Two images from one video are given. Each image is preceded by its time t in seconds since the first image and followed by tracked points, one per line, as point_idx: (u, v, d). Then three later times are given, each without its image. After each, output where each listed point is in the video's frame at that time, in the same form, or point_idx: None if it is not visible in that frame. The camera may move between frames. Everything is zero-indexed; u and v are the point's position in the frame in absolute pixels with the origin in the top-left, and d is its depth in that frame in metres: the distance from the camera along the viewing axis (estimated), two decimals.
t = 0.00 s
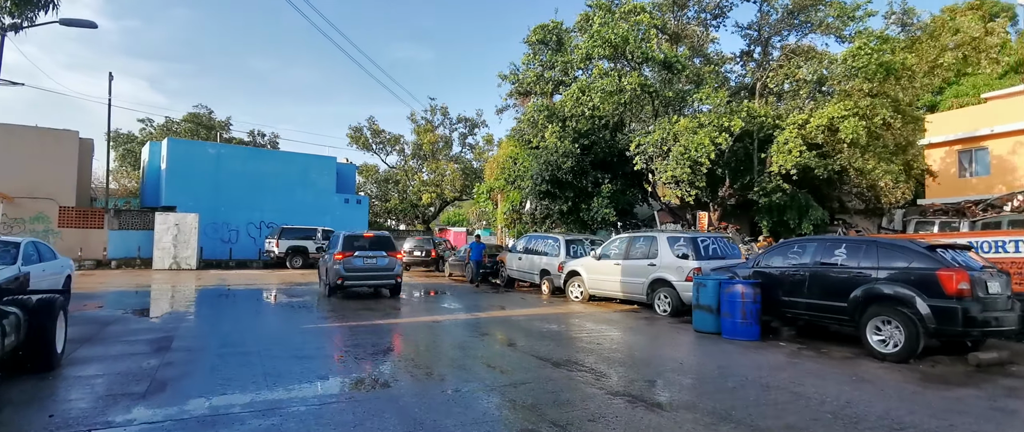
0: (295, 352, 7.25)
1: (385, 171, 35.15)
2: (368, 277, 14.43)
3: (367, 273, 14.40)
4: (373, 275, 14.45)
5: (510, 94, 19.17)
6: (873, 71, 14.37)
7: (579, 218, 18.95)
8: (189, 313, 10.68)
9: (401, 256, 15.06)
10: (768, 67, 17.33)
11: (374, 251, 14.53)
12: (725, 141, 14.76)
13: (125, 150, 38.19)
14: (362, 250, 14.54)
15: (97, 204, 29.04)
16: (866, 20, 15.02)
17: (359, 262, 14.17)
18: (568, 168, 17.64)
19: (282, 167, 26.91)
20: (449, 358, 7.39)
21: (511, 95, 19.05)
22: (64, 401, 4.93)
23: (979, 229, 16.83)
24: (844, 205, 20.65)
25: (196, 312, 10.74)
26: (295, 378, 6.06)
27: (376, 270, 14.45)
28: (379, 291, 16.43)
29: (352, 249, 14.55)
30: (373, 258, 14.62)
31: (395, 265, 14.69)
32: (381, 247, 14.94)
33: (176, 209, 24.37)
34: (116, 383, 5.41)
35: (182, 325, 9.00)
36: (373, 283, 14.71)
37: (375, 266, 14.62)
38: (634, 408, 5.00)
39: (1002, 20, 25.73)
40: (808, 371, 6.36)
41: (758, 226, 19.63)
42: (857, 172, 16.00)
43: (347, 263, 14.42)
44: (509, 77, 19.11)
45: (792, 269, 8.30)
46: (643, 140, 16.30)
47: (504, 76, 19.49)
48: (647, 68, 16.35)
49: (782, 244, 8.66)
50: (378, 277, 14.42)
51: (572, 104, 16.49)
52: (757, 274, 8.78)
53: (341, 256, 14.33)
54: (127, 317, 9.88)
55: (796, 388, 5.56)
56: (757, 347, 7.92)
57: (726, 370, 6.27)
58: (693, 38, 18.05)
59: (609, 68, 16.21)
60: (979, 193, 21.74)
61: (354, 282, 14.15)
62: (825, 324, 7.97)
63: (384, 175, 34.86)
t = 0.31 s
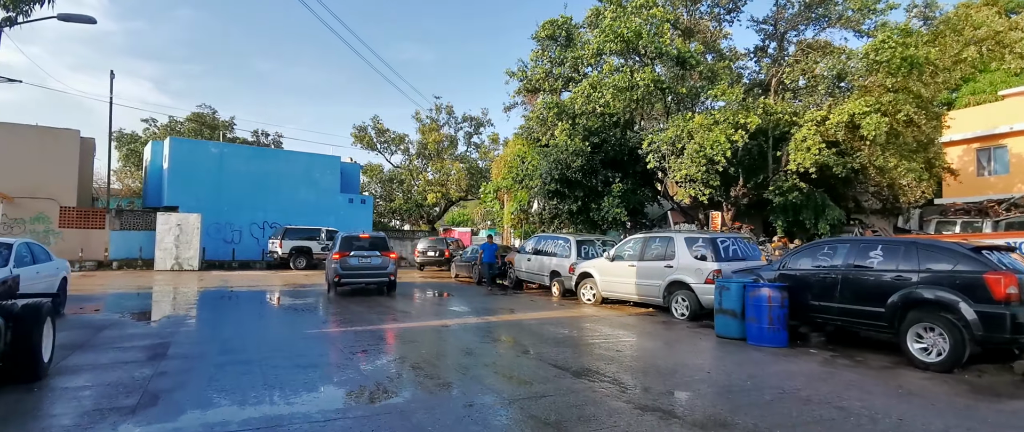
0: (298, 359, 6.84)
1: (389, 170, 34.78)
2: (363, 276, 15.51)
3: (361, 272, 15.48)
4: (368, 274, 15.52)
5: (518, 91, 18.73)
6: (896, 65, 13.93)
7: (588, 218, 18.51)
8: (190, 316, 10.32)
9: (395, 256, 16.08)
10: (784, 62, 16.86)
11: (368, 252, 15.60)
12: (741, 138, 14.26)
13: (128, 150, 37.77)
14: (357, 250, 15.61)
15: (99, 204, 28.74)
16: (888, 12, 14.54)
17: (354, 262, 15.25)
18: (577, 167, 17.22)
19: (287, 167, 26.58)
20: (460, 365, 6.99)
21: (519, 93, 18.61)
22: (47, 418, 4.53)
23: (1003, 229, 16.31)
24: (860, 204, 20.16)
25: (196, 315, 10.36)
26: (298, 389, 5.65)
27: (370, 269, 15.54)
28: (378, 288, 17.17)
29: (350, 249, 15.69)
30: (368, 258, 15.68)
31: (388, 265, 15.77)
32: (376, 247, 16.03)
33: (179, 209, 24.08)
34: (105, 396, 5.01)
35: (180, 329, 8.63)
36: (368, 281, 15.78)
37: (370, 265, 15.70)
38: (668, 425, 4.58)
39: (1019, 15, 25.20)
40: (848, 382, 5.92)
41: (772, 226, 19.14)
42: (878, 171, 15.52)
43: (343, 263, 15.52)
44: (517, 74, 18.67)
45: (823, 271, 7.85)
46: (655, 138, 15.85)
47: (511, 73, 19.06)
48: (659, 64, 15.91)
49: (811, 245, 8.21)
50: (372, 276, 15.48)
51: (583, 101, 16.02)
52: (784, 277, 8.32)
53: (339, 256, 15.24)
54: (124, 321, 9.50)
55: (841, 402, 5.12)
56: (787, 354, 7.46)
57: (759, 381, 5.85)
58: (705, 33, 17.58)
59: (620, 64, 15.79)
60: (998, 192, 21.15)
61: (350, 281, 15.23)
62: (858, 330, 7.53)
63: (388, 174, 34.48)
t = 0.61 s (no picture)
0: (304, 368, 6.49)
1: (394, 170, 34.47)
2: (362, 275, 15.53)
3: (361, 272, 15.50)
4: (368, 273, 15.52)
5: (527, 89, 18.36)
6: (922, 60, 13.50)
7: (599, 219, 18.16)
8: (193, 319, 10.01)
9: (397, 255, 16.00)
10: (800, 59, 16.43)
11: (369, 252, 15.58)
12: (759, 136, 13.79)
13: (133, 151, 37.54)
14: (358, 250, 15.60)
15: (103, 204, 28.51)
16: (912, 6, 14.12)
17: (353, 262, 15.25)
18: (588, 166, 16.84)
19: (292, 166, 26.29)
20: (475, 374, 6.64)
21: (528, 91, 18.24)
22: None
23: None
24: (876, 204, 19.76)
25: (199, 319, 10.03)
26: (304, 401, 5.31)
27: (371, 268, 15.50)
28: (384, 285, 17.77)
29: (352, 248, 15.76)
30: (369, 257, 15.64)
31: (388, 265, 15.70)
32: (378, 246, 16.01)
33: (182, 209, 23.81)
34: (97, 412, 4.67)
35: (182, 334, 8.30)
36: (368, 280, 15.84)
37: (371, 264, 15.69)
38: None
39: None
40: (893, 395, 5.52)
41: (787, 226, 18.70)
42: (898, 169, 15.10)
43: (344, 261, 15.60)
44: (526, 72, 18.31)
45: (857, 275, 7.44)
46: (669, 136, 15.44)
47: (520, 71, 18.69)
48: (672, 61, 15.51)
49: (844, 247, 7.80)
50: (371, 276, 15.46)
51: (594, 98, 15.63)
52: (815, 281, 7.92)
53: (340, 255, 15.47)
54: (125, 326, 9.17)
55: (892, 418, 4.74)
56: (820, 363, 7.08)
57: (796, 393, 5.49)
58: (719, 30, 17.19)
59: (632, 61, 15.43)
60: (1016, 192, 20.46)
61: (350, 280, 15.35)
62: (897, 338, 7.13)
63: (394, 174, 34.17)
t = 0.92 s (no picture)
0: (313, 375, 6.14)
1: (400, 169, 34.14)
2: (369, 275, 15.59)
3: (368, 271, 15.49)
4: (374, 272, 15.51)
5: (537, 86, 17.97)
6: (949, 53, 13.15)
7: (611, 218, 17.78)
8: (196, 321, 9.69)
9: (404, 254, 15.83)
10: (818, 54, 16.02)
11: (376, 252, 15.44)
12: (778, 133, 13.37)
13: (138, 150, 37.38)
14: (365, 250, 15.49)
15: (107, 204, 28.31)
16: None
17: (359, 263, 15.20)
18: (601, 164, 16.44)
19: (298, 165, 26.01)
20: (492, 379, 6.27)
21: (537, 87, 17.88)
22: None
23: None
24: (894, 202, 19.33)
25: (203, 320, 9.71)
26: (313, 410, 4.95)
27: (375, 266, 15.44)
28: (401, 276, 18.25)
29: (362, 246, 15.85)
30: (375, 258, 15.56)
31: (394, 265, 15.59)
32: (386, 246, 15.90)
33: (187, 209, 23.56)
34: (91, 423, 4.32)
35: (185, 336, 7.96)
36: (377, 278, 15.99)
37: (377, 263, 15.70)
38: None
39: None
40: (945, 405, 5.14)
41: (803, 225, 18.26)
42: (921, 166, 14.68)
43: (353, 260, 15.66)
44: (536, 68, 17.95)
45: (897, 276, 7.07)
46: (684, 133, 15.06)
47: (529, 67, 18.33)
48: (688, 55, 15.12)
49: (883, 247, 7.42)
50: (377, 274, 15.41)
51: (607, 94, 15.24)
52: (850, 282, 7.55)
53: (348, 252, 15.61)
54: (126, 328, 8.85)
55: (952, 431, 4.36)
56: (857, 369, 6.69)
57: (842, 402, 5.10)
58: (734, 24, 16.78)
59: (645, 57, 15.07)
60: None
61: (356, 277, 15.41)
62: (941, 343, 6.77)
63: (400, 174, 33.86)
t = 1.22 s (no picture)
0: (322, 384, 5.82)
1: (405, 169, 33.86)
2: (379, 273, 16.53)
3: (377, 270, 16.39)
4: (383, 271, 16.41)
5: (547, 83, 17.70)
6: (974, 48, 12.81)
7: (622, 218, 17.42)
8: (199, 324, 9.40)
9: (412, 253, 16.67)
10: (836, 49, 15.63)
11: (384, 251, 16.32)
12: (797, 130, 12.97)
13: (143, 151, 37.25)
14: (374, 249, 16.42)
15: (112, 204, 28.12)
16: None
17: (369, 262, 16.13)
18: (612, 163, 16.08)
19: (303, 165, 25.75)
20: (511, 388, 5.93)
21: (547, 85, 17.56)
22: None
23: None
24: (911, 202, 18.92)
25: (207, 324, 9.42)
26: (322, 424, 4.61)
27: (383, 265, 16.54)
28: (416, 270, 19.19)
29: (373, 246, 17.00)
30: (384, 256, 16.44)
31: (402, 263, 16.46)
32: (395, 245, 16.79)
33: (191, 209, 23.32)
34: None
35: (187, 341, 7.65)
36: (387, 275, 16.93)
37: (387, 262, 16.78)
38: None
39: None
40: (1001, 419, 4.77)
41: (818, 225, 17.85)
42: (944, 165, 14.29)
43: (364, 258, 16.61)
44: (545, 65, 17.63)
45: (937, 280, 6.74)
46: (698, 132, 14.70)
47: (538, 64, 18.00)
48: (703, 51, 14.76)
49: (921, 248, 7.10)
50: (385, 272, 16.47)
51: (620, 91, 14.89)
52: (886, 286, 7.22)
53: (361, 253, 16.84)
54: (128, 332, 8.55)
55: None
56: (895, 379, 6.32)
57: (890, 417, 4.74)
58: (749, 20, 16.39)
59: (658, 53, 14.72)
60: None
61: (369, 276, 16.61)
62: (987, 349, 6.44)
63: (405, 174, 33.58)
